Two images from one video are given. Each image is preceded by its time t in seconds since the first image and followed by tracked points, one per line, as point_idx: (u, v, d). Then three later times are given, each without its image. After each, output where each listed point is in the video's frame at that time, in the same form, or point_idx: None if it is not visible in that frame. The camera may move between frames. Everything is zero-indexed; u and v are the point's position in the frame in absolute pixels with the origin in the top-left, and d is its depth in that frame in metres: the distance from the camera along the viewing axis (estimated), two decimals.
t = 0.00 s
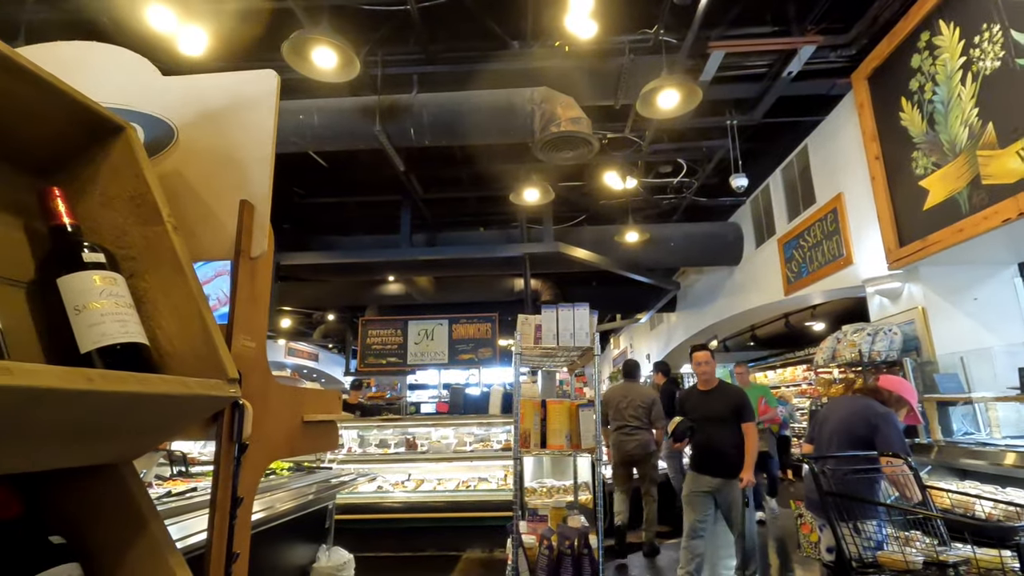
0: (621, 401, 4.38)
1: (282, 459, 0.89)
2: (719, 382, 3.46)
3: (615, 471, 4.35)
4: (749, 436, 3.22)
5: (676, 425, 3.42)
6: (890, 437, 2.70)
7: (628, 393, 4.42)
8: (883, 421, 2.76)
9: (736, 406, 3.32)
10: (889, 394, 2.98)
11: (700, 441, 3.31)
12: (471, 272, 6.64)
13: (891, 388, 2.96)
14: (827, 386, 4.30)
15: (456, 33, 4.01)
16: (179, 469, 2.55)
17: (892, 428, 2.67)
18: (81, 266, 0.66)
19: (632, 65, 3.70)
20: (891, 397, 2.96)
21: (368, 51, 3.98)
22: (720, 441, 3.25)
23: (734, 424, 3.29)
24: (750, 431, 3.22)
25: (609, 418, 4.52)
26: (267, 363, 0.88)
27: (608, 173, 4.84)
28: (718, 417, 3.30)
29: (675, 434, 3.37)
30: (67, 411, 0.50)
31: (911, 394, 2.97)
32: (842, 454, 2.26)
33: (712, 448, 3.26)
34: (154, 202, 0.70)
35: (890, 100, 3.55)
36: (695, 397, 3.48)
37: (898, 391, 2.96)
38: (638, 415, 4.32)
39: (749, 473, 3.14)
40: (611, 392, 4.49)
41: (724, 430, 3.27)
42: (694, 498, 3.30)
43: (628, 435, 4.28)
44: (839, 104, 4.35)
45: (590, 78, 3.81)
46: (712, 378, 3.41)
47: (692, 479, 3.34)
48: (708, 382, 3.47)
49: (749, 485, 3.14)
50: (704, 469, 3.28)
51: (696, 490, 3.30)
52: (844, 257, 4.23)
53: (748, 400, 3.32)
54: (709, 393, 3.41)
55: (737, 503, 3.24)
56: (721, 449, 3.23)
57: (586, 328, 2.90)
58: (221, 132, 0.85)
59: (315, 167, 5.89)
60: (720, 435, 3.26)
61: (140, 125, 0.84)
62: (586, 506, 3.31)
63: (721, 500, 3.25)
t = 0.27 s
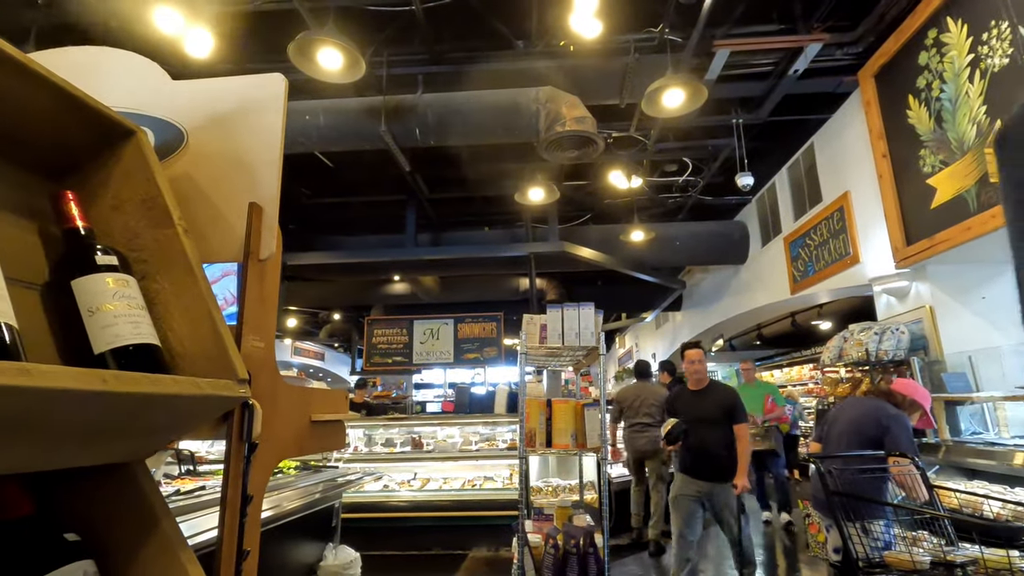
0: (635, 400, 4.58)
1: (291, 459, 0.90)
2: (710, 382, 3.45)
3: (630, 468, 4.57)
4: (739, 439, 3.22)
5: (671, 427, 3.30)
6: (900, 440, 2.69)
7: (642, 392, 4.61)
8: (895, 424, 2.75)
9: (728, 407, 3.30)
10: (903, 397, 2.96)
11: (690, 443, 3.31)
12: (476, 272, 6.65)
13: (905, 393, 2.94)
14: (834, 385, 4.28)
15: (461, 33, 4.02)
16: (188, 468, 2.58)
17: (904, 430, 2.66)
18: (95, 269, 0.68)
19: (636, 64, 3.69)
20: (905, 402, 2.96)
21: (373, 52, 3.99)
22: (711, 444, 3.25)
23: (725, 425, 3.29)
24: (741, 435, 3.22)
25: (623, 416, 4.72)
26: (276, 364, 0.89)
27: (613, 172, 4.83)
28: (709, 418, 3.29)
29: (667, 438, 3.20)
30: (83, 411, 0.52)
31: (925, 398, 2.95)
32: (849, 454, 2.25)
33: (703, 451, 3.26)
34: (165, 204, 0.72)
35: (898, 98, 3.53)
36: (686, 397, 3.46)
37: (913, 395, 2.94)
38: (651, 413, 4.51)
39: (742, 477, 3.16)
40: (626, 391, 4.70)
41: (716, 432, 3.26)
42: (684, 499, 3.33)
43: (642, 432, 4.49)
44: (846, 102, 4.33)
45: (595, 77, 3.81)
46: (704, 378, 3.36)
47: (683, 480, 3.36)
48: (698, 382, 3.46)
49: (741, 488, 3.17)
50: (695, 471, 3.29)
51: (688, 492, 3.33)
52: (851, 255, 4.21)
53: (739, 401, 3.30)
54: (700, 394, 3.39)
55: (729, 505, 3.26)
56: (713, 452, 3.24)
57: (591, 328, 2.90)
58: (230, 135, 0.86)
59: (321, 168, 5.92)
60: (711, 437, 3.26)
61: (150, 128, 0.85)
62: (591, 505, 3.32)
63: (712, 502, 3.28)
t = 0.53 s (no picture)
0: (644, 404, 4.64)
1: (295, 457, 0.91)
2: (701, 376, 3.16)
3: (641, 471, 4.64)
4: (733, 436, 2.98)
5: (664, 425, 2.98)
6: (909, 442, 2.66)
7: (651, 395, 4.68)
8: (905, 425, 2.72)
9: (719, 402, 3.04)
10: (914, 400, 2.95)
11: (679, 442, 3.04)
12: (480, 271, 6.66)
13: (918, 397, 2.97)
14: (839, 384, 4.28)
15: (464, 33, 4.03)
16: (194, 466, 2.60)
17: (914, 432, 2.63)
18: (102, 268, 0.68)
19: (640, 63, 3.68)
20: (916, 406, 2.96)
21: (377, 52, 4.00)
22: (700, 442, 2.99)
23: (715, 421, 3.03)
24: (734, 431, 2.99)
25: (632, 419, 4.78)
26: (281, 363, 0.90)
27: (617, 171, 4.83)
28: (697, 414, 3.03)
29: (662, 435, 2.95)
30: (91, 408, 0.52)
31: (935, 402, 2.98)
32: (853, 452, 2.24)
33: (694, 450, 3.00)
34: (171, 204, 0.72)
35: (904, 96, 3.51)
36: (674, 392, 3.18)
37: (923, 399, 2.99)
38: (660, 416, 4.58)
39: (733, 477, 2.89)
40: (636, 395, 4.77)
41: (706, 429, 3.01)
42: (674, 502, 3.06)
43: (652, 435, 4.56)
44: (851, 100, 4.31)
45: (598, 76, 3.80)
46: (694, 373, 3.12)
47: (671, 482, 3.08)
48: (687, 376, 3.18)
49: (733, 489, 2.89)
50: (685, 472, 3.01)
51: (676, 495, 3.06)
52: (857, 254, 4.20)
53: (731, 396, 3.04)
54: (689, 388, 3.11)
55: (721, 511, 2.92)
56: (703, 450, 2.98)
57: (595, 327, 2.90)
58: (235, 136, 0.86)
59: (325, 168, 5.93)
60: (703, 435, 3.00)
61: (156, 128, 0.86)
62: (595, 504, 3.33)
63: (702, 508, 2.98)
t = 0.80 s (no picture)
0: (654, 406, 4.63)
1: (298, 456, 0.91)
2: (697, 375, 3.00)
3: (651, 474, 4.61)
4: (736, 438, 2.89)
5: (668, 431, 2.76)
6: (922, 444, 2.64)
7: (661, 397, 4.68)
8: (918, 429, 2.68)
9: (719, 404, 2.91)
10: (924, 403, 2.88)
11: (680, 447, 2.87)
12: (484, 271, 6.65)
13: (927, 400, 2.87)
14: (846, 382, 4.26)
15: (468, 32, 4.03)
16: (199, 465, 2.62)
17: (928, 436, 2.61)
18: (103, 267, 0.69)
19: (644, 61, 3.67)
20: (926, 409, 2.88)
21: (380, 51, 4.01)
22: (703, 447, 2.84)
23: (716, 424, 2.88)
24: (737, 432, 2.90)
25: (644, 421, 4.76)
26: (284, 362, 0.89)
27: (621, 170, 4.81)
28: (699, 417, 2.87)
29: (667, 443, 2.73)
30: (94, 406, 0.52)
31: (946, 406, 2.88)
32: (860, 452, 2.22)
33: (694, 454, 2.85)
34: (173, 203, 0.72)
35: (910, 93, 3.48)
36: (672, 394, 3.00)
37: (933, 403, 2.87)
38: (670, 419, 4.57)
39: (738, 479, 2.84)
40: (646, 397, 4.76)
41: (707, 432, 2.87)
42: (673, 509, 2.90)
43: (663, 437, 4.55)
44: (856, 97, 4.28)
45: (602, 75, 3.79)
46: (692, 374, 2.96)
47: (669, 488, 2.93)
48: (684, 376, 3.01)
49: (738, 492, 2.83)
50: (687, 478, 2.86)
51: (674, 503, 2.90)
52: (862, 252, 4.18)
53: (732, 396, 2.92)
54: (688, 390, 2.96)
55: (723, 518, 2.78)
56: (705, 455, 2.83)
57: (599, 326, 2.89)
58: (237, 135, 0.86)
59: (329, 167, 5.94)
60: (704, 438, 2.86)
61: (159, 128, 0.86)
62: (600, 504, 3.32)
63: (702, 515, 2.82)
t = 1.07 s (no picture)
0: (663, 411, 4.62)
1: (300, 455, 0.91)
2: (702, 375, 2.81)
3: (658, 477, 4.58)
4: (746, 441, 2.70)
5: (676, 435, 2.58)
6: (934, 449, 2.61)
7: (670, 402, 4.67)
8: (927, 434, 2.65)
9: (727, 405, 2.71)
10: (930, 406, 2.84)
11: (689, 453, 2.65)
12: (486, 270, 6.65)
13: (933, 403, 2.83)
14: (848, 382, 4.23)
15: (469, 31, 4.02)
16: (202, 465, 2.63)
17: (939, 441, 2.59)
18: (103, 265, 0.68)
19: (646, 60, 3.66)
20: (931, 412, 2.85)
21: (382, 51, 4.00)
22: (714, 451, 2.63)
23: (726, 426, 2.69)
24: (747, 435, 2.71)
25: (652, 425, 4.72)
26: (284, 360, 0.89)
27: (623, 169, 4.80)
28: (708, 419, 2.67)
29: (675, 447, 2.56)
30: (93, 405, 0.52)
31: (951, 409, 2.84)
32: (864, 452, 2.20)
33: (704, 460, 2.64)
34: (172, 201, 0.72)
35: (914, 91, 3.47)
36: (677, 395, 2.80)
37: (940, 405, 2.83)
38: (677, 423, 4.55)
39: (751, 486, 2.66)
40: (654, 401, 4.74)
41: (715, 436, 2.67)
42: (678, 519, 2.68)
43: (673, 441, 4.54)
44: (860, 95, 4.26)
45: (604, 73, 3.78)
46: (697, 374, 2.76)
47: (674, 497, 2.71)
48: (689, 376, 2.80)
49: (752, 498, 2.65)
50: (695, 486, 2.65)
51: (680, 512, 2.68)
52: (866, 251, 4.16)
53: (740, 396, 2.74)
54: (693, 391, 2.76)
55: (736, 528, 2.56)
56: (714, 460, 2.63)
57: (601, 325, 2.89)
58: (238, 133, 0.86)
59: (331, 167, 5.95)
60: (713, 442, 2.66)
61: (160, 127, 0.86)
62: (602, 503, 3.32)
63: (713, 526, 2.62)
